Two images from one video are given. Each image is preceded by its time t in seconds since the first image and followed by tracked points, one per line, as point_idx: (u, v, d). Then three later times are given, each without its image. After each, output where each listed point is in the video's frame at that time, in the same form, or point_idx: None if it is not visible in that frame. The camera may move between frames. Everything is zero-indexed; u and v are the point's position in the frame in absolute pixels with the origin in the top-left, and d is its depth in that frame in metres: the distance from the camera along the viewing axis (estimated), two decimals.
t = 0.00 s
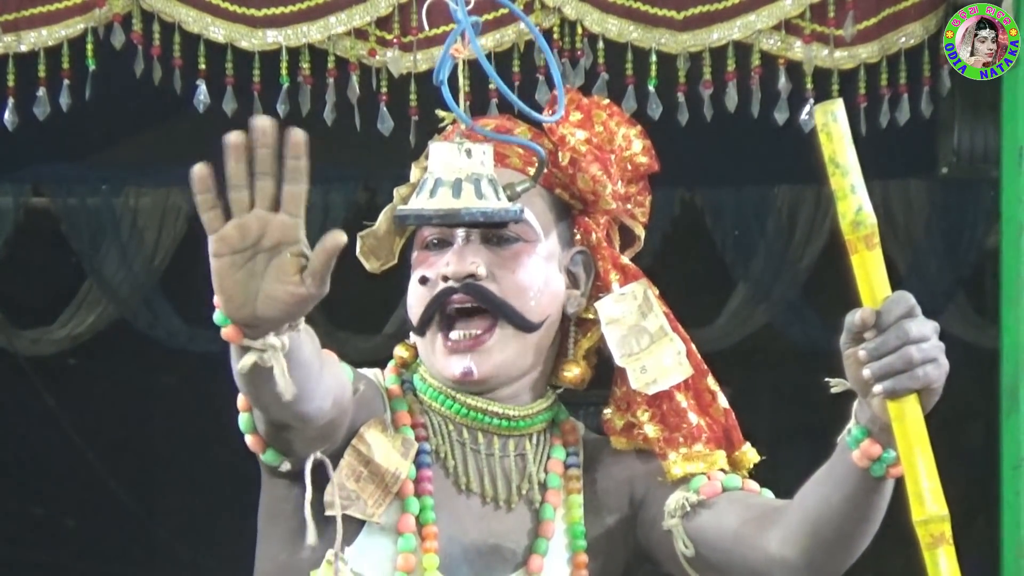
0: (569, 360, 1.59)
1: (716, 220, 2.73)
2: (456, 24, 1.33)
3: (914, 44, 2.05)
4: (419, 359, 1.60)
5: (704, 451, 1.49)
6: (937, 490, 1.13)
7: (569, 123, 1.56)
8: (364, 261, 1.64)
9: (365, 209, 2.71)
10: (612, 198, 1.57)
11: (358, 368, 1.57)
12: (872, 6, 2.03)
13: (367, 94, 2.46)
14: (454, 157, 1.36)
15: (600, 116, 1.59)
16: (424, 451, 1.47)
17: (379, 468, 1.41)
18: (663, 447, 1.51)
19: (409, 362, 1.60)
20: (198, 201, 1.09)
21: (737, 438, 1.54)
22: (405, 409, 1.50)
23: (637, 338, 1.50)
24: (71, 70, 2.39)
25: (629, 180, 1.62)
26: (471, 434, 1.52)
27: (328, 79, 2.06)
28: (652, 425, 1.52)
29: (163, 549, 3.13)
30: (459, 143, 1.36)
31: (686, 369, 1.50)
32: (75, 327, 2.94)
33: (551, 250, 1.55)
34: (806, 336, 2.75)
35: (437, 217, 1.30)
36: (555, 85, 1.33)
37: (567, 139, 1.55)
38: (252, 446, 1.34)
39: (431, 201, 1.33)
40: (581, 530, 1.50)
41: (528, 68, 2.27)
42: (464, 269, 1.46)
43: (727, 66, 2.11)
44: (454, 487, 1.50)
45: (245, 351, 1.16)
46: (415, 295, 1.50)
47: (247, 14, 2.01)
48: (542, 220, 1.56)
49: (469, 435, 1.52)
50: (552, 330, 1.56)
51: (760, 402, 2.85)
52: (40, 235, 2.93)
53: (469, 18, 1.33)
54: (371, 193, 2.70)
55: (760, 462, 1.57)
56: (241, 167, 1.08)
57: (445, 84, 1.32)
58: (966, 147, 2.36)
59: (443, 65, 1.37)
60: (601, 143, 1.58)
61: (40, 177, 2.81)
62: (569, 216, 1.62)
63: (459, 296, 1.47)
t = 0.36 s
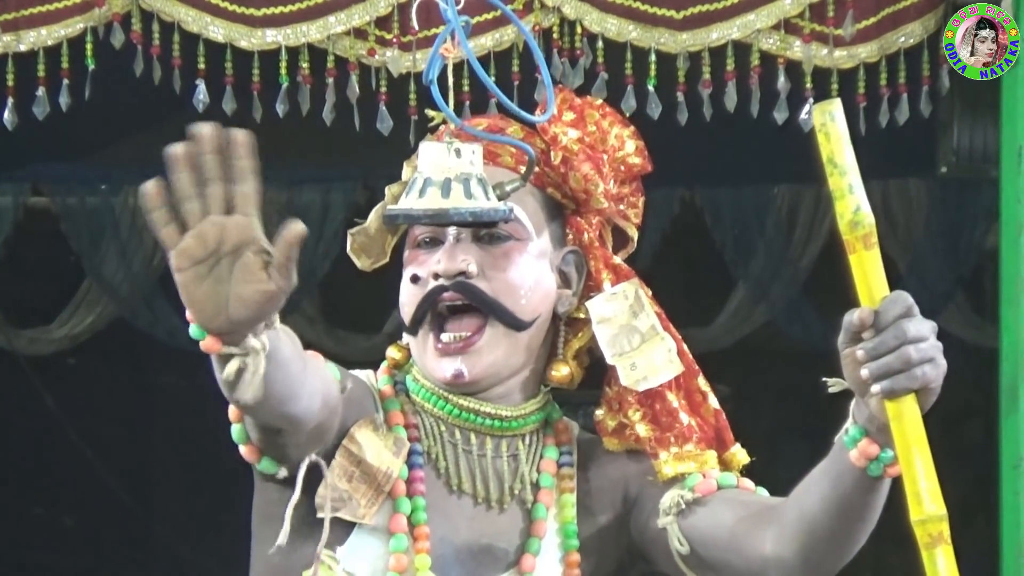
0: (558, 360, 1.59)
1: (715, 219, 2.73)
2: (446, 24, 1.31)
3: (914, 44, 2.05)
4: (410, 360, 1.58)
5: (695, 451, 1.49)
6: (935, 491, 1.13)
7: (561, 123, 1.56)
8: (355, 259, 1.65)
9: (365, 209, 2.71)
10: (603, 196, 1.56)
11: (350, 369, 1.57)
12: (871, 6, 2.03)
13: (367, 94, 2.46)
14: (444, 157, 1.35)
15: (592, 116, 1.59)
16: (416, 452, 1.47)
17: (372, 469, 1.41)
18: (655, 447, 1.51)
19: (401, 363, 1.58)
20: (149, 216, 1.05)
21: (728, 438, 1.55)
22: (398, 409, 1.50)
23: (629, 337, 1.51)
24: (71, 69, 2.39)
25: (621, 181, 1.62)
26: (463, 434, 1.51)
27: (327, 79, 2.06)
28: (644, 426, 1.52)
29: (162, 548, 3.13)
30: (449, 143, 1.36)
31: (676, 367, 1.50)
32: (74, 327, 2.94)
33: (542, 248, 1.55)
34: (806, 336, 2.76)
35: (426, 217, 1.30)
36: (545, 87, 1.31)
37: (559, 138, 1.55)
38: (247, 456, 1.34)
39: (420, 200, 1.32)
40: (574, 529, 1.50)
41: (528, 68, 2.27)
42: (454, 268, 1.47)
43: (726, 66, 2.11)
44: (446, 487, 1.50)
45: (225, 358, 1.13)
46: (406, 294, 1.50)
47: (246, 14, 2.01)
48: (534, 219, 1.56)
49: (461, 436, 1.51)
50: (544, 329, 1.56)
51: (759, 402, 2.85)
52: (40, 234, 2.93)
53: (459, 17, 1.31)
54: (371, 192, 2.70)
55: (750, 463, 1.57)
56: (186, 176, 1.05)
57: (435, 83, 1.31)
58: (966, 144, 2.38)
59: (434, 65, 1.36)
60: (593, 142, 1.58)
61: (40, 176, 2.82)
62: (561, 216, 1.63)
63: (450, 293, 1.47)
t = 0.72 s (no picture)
0: (556, 363, 1.59)
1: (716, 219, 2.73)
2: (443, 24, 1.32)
3: (914, 43, 2.05)
4: (409, 363, 1.60)
5: (691, 456, 1.50)
6: (929, 491, 1.13)
7: (563, 126, 1.55)
8: (354, 260, 1.64)
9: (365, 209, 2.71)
10: (604, 199, 1.56)
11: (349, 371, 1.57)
12: (871, 5, 2.03)
13: (367, 94, 2.46)
14: (440, 157, 1.35)
15: (595, 123, 1.58)
16: (412, 457, 1.47)
17: (367, 470, 1.42)
18: (653, 450, 1.51)
19: (400, 366, 1.60)
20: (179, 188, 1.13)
21: (726, 446, 1.55)
22: (395, 413, 1.50)
23: (627, 341, 1.51)
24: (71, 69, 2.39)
25: (621, 192, 1.62)
26: (460, 439, 1.52)
27: (327, 79, 2.06)
28: (642, 430, 1.52)
29: (162, 548, 3.14)
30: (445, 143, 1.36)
31: (675, 373, 1.50)
32: (74, 327, 2.94)
33: (542, 250, 1.56)
34: (806, 336, 2.76)
35: (422, 218, 1.29)
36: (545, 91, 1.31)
37: (562, 141, 1.54)
38: (239, 441, 1.37)
39: (417, 200, 1.32)
40: (569, 535, 1.50)
41: (528, 68, 2.27)
42: (454, 264, 1.47)
43: (726, 66, 2.11)
44: (443, 493, 1.50)
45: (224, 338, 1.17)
46: (405, 293, 1.50)
47: (246, 14, 2.01)
48: (535, 221, 1.57)
49: (459, 441, 1.51)
50: (542, 332, 1.55)
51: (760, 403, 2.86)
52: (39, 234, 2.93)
53: (454, 17, 1.32)
54: (371, 192, 2.70)
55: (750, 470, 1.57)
56: (222, 156, 1.12)
57: (432, 84, 1.31)
58: (967, 145, 2.40)
59: (429, 65, 1.36)
60: (595, 148, 1.57)
61: (40, 176, 2.82)
62: (560, 221, 1.63)
63: (449, 291, 1.47)
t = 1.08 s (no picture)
0: (555, 361, 1.59)
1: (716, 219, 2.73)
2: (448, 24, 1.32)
3: (914, 43, 2.05)
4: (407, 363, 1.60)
5: (689, 453, 1.50)
6: (932, 491, 1.13)
7: (561, 125, 1.56)
8: (353, 258, 1.64)
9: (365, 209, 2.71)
10: (602, 197, 1.58)
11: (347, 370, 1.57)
12: (871, 5, 2.03)
13: (366, 93, 2.46)
14: (445, 157, 1.36)
15: (590, 121, 1.59)
16: (410, 456, 1.47)
17: (366, 469, 1.42)
18: (651, 446, 1.51)
19: (399, 365, 1.60)
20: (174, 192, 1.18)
21: (724, 442, 1.55)
22: (393, 412, 1.50)
23: (626, 339, 1.51)
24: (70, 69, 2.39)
25: (614, 191, 1.61)
26: (459, 437, 1.52)
27: (327, 79, 2.06)
28: (640, 425, 1.52)
29: (162, 548, 3.14)
30: (450, 142, 1.36)
31: (674, 371, 1.50)
32: (74, 327, 2.94)
33: (542, 248, 1.56)
34: (806, 336, 2.76)
35: (428, 217, 1.29)
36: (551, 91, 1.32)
37: (559, 139, 1.55)
38: (240, 443, 1.38)
39: (422, 200, 1.32)
40: (568, 533, 1.50)
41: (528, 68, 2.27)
42: (457, 262, 1.46)
43: (726, 66, 2.12)
44: (441, 492, 1.50)
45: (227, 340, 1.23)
46: (405, 291, 1.50)
47: (246, 14, 2.01)
48: (535, 220, 1.57)
49: (457, 439, 1.51)
50: (542, 330, 1.55)
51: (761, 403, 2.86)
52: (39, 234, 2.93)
53: (459, 18, 1.33)
54: (371, 192, 2.70)
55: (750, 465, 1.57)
56: (215, 158, 1.17)
57: (437, 85, 1.32)
58: (967, 146, 2.46)
59: (435, 66, 1.37)
60: (591, 147, 1.57)
61: (40, 177, 2.81)
62: (558, 219, 1.63)
63: (451, 289, 1.47)
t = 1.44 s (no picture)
0: (557, 361, 1.59)
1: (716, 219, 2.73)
2: (456, 23, 1.33)
3: (913, 43, 2.05)
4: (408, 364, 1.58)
5: (690, 452, 1.50)
6: (930, 491, 1.13)
7: (563, 125, 1.56)
8: (354, 257, 1.64)
9: (365, 209, 2.72)
10: (605, 198, 1.59)
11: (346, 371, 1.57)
12: (870, 5, 2.03)
13: (366, 93, 2.46)
14: (453, 156, 1.36)
15: (592, 122, 1.59)
16: (410, 457, 1.47)
17: (364, 471, 1.42)
18: (653, 445, 1.51)
19: (398, 368, 1.59)
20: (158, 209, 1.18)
21: (724, 442, 1.55)
22: (392, 415, 1.50)
23: (627, 340, 1.51)
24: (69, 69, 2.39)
25: (614, 191, 1.62)
26: (459, 438, 1.51)
27: (328, 79, 2.06)
28: (642, 424, 1.52)
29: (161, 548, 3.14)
30: (459, 142, 1.37)
31: (677, 372, 1.51)
32: (74, 327, 2.94)
33: (544, 249, 1.56)
34: (806, 335, 2.76)
35: (439, 217, 1.29)
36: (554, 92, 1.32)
37: (563, 140, 1.55)
38: (236, 448, 1.37)
39: (431, 200, 1.32)
40: (567, 533, 1.50)
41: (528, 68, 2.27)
42: (460, 262, 1.46)
43: (726, 66, 2.12)
44: (441, 493, 1.50)
45: (217, 351, 1.23)
46: (408, 290, 1.50)
47: (246, 14, 2.01)
48: (537, 220, 1.57)
49: (458, 440, 1.51)
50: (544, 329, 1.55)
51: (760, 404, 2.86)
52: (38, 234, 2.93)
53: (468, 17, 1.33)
54: (370, 192, 2.70)
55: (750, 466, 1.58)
56: (197, 174, 1.17)
57: (444, 85, 1.32)
58: (967, 146, 2.43)
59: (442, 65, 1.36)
60: (593, 147, 1.58)
61: (39, 177, 2.81)
62: (559, 220, 1.62)
63: (455, 289, 1.47)
